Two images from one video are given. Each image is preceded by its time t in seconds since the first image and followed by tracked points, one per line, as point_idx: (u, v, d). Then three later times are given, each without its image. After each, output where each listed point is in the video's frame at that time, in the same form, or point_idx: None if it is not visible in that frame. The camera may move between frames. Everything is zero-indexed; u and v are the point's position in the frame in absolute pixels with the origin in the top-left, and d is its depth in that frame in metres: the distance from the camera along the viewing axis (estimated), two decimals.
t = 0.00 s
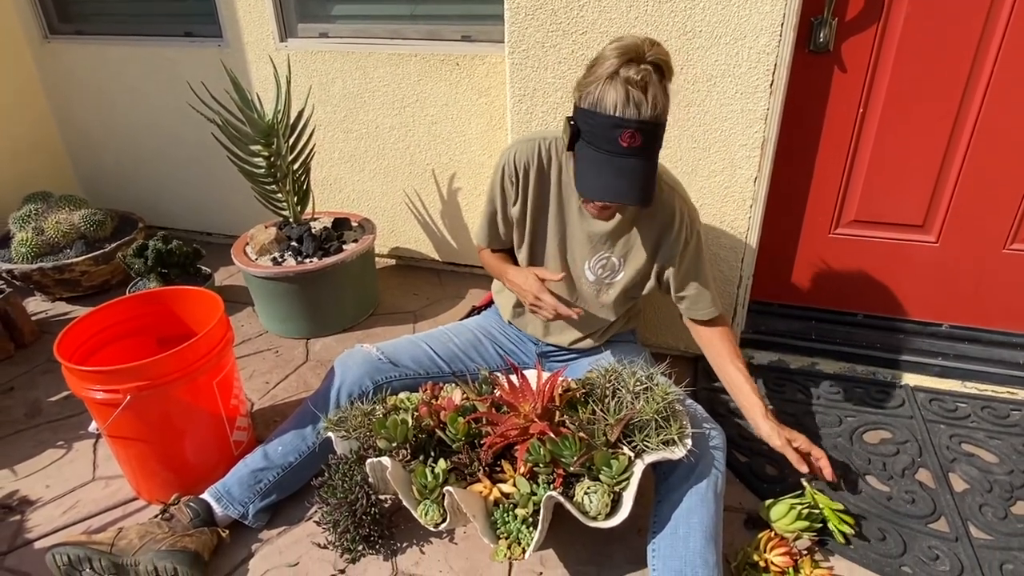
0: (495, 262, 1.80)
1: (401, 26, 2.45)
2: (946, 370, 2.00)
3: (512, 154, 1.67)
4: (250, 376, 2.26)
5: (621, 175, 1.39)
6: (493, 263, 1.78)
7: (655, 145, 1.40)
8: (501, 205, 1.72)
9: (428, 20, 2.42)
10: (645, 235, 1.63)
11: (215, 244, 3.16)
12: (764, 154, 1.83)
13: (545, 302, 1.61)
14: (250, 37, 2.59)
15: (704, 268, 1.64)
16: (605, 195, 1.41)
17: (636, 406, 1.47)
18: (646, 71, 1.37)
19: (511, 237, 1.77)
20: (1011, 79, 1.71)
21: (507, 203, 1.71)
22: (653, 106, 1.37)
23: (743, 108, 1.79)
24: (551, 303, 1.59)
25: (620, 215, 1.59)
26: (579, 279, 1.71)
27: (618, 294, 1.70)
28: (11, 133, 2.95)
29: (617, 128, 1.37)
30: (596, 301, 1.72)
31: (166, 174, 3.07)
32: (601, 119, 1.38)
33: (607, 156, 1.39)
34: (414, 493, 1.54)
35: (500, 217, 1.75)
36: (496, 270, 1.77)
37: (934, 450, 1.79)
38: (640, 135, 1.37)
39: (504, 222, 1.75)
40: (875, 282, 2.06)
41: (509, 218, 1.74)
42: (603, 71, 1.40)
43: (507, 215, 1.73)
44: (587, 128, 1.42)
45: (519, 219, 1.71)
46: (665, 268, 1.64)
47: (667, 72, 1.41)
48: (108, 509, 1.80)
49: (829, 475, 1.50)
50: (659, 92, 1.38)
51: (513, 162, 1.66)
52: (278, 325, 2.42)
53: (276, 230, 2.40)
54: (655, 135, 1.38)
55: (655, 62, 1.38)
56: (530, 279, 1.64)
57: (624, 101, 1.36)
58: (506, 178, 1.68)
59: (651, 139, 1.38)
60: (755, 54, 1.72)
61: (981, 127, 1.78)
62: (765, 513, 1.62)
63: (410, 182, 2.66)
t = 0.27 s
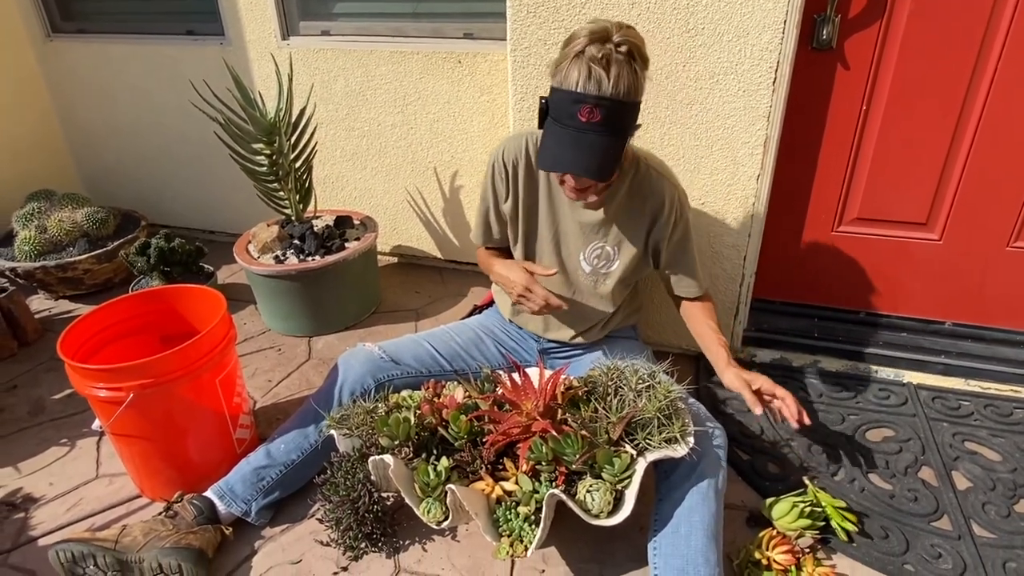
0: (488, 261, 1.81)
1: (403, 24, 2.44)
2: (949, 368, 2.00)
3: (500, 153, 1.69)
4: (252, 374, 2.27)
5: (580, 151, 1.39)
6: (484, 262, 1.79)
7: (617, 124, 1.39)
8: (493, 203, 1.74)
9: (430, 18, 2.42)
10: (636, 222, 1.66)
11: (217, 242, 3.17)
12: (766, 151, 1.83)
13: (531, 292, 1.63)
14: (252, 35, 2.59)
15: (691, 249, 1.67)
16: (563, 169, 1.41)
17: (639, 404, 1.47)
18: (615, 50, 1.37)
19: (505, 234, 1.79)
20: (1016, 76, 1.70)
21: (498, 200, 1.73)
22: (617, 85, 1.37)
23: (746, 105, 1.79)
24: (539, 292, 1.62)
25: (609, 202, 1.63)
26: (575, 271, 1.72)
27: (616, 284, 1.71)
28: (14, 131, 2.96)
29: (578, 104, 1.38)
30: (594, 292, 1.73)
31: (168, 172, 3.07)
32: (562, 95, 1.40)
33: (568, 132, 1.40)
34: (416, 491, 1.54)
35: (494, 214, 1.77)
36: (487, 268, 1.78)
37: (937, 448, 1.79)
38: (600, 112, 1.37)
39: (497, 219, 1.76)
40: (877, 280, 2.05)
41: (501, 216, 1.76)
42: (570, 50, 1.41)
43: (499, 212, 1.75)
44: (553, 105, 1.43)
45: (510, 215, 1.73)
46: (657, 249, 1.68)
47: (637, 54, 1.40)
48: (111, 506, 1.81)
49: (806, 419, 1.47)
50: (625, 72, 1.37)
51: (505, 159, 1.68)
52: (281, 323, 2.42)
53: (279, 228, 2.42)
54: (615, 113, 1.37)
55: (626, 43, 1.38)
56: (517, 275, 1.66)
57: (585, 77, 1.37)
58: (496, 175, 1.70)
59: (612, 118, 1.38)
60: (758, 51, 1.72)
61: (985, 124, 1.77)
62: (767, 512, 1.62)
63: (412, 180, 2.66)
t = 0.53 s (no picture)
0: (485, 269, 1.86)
1: (406, 24, 2.45)
2: (952, 369, 2.00)
3: (493, 154, 1.74)
4: (255, 374, 2.27)
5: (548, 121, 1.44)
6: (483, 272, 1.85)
7: (588, 98, 1.43)
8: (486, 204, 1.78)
9: (432, 19, 2.42)
10: (628, 208, 1.68)
11: (220, 242, 3.17)
12: (769, 152, 1.83)
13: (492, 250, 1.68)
14: (255, 35, 2.59)
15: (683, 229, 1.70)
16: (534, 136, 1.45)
17: (642, 405, 1.47)
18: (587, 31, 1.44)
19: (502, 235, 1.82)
20: (1020, 76, 1.69)
21: (491, 201, 1.77)
22: (586, 61, 1.42)
23: (749, 106, 1.79)
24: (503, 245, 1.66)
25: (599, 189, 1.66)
26: (575, 264, 1.74)
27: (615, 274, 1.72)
28: (17, 131, 2.97)
29: (547, 82, 1.44)
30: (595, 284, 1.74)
31: (171, 173, 3.08)
32: (535, 75, 1.47)
33: (540, 107, 1.46)
34: (419, 491, 1.54)
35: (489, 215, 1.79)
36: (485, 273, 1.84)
37: (940, 449, 1.79)
38: (569, 85, 1.42)
39: (492, 220, 1.80)
40: (880, 280, 2.05)
41: (496, 216, 1.79)
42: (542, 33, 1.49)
43: (494, 213, 1.79)
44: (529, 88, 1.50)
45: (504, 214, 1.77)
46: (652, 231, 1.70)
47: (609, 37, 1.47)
48: (115, 506, 1.81)
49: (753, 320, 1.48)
50: (595, 50, 1.43)
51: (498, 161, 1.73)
52: (283, 323, 2.43)
53: (281, 228, 2.43)
54: (583, 87, 1.42)
55: (594, 26, 1.45)
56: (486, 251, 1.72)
57: (554, 55, 1.43)
58: (490, 175, 1.74)
59: (582, 92, 1.42)
60: (761, 52, 1.71)
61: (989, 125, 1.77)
62: (770, 513, 1.62)
63: (414, 180, 2.66)
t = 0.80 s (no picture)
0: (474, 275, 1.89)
1: (408, 27, 2.45)
2: (955, 372, 2.00)
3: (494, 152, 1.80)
4: (258, 375, 2.28)
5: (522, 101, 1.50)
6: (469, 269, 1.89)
7: (559, 79, 1.48)
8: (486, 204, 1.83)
9: (435, 21, 2.43)
10: (624, 201, 1.70)
11: (223, 243, 3.18)
12: (772, 155, 1.83)
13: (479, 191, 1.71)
14: (259, 37, 2.60)
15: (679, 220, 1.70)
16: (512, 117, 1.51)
17: (644, 407, 1.47)
18: (560, 20, 1.52)
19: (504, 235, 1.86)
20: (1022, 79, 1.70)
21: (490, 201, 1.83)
22: (558, 46, 1.49)
23: (751, 109, 1.79)
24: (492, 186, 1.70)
25: (594, 180, 1.70)
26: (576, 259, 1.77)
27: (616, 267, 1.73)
28: (22, 133, 2.98)
29: (520, 69, 1.52)
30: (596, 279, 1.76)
31: (175, 174, 3.09)
32: (513, 66, 1.55)
33: (516, 94, 1.52)
34: (423, 493, 1.55)
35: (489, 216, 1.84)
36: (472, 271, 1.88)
37: (942, 451, 1.79)
38: (539, 69, 1.49)
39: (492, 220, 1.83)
40: (882, 283, 2.05)
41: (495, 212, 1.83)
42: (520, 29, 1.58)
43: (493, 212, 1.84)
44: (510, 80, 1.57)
45: (501, 213, 1.81)
46: (649, 224, 1.71)
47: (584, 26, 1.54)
48: (119, 507, 1.82)
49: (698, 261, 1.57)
50: (566, 36, 1.50)
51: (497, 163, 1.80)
52: (287, 324, 2.43)
53: (284, 230, 2.42)
54: (553, 69, 1.48)
55: (569, 16, 1.52)
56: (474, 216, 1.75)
57: (526, 46, 1.52)
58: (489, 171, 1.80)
59: (553, 74, 1.48)
60: (763, 55, 1.72)
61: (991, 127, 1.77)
62: (773, 515, 1.63)
63: (417, 182, 2.66)
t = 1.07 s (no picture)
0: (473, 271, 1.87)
1: (411, 30, 2.46)
2: (956, 375, 2.00)
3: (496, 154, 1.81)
4: (261, 377, 2.29)
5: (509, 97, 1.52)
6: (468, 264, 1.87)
7: (543, 74, 1.49)
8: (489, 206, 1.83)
9: (438, 24, 2.44)
10: (627, 199, 1.71)
11: (225, 245, 3.19)
12: (773, 158, 1.83)
13: (484, 173, 1.71)
14: (262, 40, 2.61)
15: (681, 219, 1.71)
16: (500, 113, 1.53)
17: (646, 410, 1.48)
18: (547, 19, 1.53)
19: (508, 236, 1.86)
20: None
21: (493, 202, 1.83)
22: (542, 44, 1.51)
23: (753, 112, 1.79)
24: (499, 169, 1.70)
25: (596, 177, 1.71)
26: (580, 259, 1.77)
27: (620, 266, 1.73)
28: (25, 135, 2.99)
29: (507, 67, 1.55)
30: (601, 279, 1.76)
31: (177, 176, 3.10)
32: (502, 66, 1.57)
33: (503, 92, 1.55)
34: (425, 495, 1.55)
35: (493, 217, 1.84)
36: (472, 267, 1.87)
37: (944, 454, 1.79)
38: (523, 67, 1.51)
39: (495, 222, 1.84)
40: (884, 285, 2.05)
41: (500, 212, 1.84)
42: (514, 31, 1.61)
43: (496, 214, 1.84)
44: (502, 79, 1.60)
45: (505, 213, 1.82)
46: (652, 221, 1.71)
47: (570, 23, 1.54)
48: (122, 509, 1.83)
49: (694, 263, 1.60)
50: (551, 33, 1.51)
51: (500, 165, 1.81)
52: (289, 326, 2.44)
53: (287, 232, 2.42)
54: (537, 65, 1.49)
55: (555, 15, 1.54)
56: (479, 205, 1.75)
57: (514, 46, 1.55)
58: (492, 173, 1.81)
59: (537, 71, 1.49)
60: (765, 58, 1.72)
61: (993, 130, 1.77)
62: (774, 518, 1.63)
63: (419, 184, 2.67)
